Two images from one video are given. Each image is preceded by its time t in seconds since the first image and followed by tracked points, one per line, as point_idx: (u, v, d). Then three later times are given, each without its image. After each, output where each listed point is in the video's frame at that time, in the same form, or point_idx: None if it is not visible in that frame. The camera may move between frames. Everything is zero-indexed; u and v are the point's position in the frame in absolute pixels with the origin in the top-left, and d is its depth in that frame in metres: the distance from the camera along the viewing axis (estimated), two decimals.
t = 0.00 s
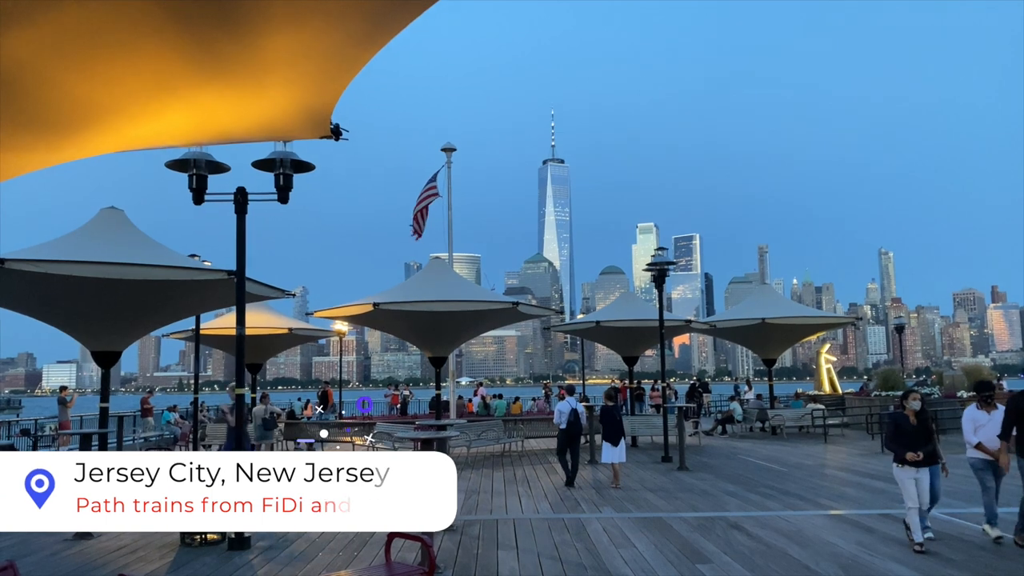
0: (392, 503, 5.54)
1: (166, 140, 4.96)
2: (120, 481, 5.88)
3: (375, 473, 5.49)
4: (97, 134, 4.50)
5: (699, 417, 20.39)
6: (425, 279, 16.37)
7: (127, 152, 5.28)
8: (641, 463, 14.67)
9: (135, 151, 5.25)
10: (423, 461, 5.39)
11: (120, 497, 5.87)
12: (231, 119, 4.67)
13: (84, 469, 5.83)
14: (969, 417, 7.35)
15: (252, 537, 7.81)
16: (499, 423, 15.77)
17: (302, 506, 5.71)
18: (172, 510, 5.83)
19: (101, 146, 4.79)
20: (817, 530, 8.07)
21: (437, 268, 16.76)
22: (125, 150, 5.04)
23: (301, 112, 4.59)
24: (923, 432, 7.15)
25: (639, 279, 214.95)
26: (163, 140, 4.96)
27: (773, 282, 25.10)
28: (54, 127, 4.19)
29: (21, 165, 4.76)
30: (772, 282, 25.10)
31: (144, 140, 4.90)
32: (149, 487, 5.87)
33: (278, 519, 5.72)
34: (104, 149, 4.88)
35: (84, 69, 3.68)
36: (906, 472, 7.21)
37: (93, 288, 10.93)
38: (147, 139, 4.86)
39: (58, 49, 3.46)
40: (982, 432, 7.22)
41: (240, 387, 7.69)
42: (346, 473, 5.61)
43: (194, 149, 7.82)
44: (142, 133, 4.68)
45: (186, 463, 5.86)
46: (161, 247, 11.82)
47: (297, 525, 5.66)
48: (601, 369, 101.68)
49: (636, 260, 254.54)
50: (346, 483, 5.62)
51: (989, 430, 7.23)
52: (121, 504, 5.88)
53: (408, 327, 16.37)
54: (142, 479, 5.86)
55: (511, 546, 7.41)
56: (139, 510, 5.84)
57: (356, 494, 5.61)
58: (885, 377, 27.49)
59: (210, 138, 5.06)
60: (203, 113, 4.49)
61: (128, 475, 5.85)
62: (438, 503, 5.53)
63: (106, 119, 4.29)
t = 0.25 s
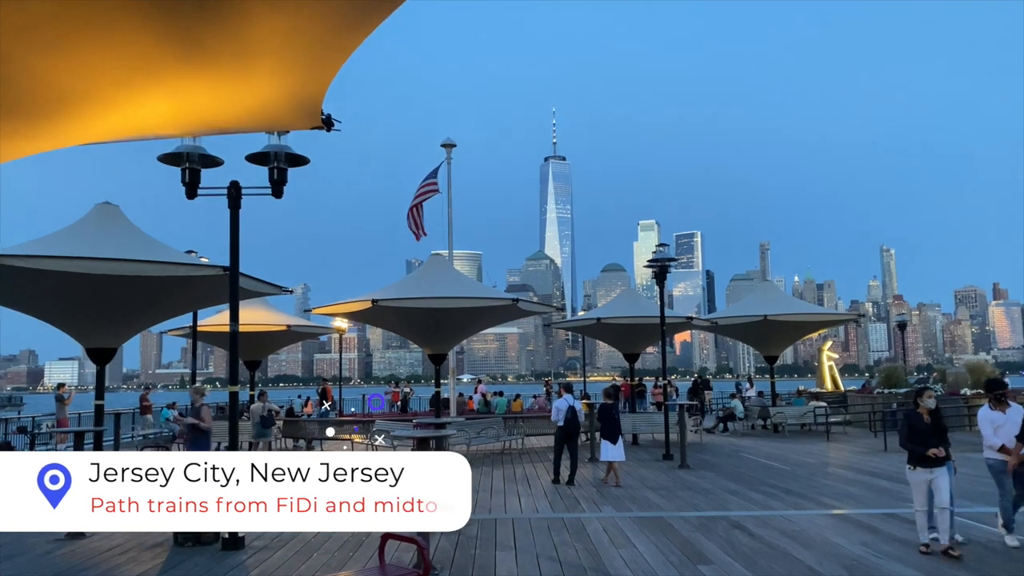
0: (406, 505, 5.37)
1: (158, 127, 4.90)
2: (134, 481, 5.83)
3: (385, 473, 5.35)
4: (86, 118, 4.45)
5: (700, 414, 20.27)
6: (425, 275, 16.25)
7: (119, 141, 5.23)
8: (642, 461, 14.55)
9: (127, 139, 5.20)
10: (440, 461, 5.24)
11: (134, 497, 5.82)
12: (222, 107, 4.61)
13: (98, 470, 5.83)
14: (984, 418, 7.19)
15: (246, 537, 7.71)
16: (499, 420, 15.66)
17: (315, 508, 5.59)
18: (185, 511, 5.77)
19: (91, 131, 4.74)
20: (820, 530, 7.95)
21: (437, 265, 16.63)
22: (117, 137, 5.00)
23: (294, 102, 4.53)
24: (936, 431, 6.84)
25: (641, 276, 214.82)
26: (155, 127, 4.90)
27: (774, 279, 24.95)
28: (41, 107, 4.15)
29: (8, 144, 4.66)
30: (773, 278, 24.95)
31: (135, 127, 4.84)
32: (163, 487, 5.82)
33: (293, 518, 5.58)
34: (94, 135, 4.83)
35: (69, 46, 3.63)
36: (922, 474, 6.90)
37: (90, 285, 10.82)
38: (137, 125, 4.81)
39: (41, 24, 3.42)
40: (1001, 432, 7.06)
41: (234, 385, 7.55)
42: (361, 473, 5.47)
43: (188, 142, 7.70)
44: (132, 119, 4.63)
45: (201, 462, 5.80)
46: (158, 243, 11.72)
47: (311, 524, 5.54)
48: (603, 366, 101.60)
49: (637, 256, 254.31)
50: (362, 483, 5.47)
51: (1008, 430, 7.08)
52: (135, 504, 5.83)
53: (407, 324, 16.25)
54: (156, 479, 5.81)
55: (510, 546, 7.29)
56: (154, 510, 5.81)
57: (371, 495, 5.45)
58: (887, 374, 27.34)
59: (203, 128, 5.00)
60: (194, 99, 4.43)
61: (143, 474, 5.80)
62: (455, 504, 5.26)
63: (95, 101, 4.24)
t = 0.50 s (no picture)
0: (412, 505, 5.27)
1: (148, 118, 4.81)
2: (140, 481, 5.67)
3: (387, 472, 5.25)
4: (72, 107, 4.36)
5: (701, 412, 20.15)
6: (424, 272, 16.14)
7: (108, 132, 5.13)
8: (643, 459, 14.44)
9: (117, 130, 5.10)
10: (445, 460, 5.15)
11: (141, 497, 5.65)
12: (212, 97, 4.51)
13: (105, 470, 5.68)
14: (1004, 414, 6.92)
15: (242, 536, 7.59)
16: (499, 418, 15.54)
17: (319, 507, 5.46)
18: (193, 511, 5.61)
19: (79, 121, 4.65)
20: (825, 530, 7.83)
21: (437, 261, 16.51)
22: (105, 127, 4.90)
23: (284, 92, 4.43)
24: (958, 434, 6.50)
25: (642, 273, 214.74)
26: (144, 117, 4.81)
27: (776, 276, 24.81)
28: (25, 96, 4.06)
29: None
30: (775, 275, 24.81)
31: (124, 117, 4.75)
32: (169, 487, 5.67)
33: (298, 519, 5.44)
34: (82, 124, 4.74)
35: (50, 35, 3.54)
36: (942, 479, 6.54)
37: (87, 280, 10.70)
38: (126, 116, 4.71)
39: (20, 11, 3.31)
40: None
41: (229, 382, 7.42)
42: (367, 473, 5.36)
43: (181, 135, 7.56)
44: (120, 110, 4.54)
45: (206, 462, 5.64)
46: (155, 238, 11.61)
47: (316, 526, 5.40)
48: (604, 363, 101.52)
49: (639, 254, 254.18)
50: (368, 484, 5.36)
51: None
52: (141, 504, 5.66)
53: (406, 320, 16.13)
54: (162, 479, 5.65)
55: (508, 546, 7.17)
56: (159, 511, 5.64)
57: (376, 496, 5.34)
58: (889, 371, 27.21)
59: (193, 118, 4.91)
60: (182, 89, 4.34)
61: (148, 474, 5.65)
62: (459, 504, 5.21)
63: (81, 90, 4.14)
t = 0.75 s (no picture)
0: (413, 506, 5.15)
1: (136, 104, 4.69)
2: (140, 481, 5.54)
3: (386, 472, 5.13)
4: (56, 91, 4.24)
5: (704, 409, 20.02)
6: (425, 268, 16.02)
7: (97, 119, 5.02)
8: (646, 456, 14.31)
9: (105, 117, 4.99)
10: (445, 461, 5.02)
11: (140, 498, 5.55)
12: (200, 83, 4.39)
13: (104, 470, 5.57)
14: None
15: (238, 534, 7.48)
16: (500, 415, 15.41)
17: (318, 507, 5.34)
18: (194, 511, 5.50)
19: (65, 106, 4.53)
20: (831, 529, 7.69)
21: (438, 258, 16.39)
22: (93, 113, 4.78)
23: (274, 80, 4.31)
24: (984, 432, 6.27)
25: (644, 271, 214.54)
26: (131, 104, 4.69)
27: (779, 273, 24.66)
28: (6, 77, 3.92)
29: None
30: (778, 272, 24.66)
31: (110, 103, 4.63)
32: (169, 487, 5.54)
33: (300, 519, 5.33)
34: (68, 110, 4.62)
35: (29, 15, 3.40)
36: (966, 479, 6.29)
37: (83, 275, 10.57)
38: (113, 102, 4.59)
39: None
40: None
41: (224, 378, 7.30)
42: (367, 473, 5.23)
43: (177, 126, 7.43)
44: (106, 95, 4.42)
45: (206, 462, 5.52)
46: (153, 233, 11.48)
47: (316, 525, 5.28)
48: (606, 361, 101.41)
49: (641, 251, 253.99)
50: (368, 484, 5.23)
51: None
52: (141, 504, 5.55)
53: (406, 316, 15.99)
54: (162, 479, 5.53)
55: (508, 545, 7.04)
56: (160, 511, 5.52)
57: (377, 496, 5.20)
58: (892, 369, 27.06)
59: (182, 104, 4.78)
60: (169, 74, 4.22)
61: (149, 474, 5.52)
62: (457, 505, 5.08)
63: (63, 74, 4.03)
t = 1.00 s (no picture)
0: (413, 506, 5.01)
1: (124, 90, 4.56)
2: (140, 481, 5.39)
3: (386, 472, 4.99)
4: (40, 75, 4.12)
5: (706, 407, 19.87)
6: (425, 264, 15.89)
7: (85, 107, 4.90)
8: (649, 455, 14.17)
9: (94, 104, 4.86)
10: (445, 461, 4.88)
11: (140, 497, 5.40)
12: (187, 68, 4.28)
13: (104, 470, 5.42)
14: None
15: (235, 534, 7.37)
16: (502, 413, 15.27)
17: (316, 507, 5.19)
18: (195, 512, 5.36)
19: (50, 91, 4.40)
20: (839, 530, 7.53)
21: (439, 254, 16.26)
22: (80, 100, 4.65)
23: (263, 66, 4.20)
24: (1013, 437, 6.02)
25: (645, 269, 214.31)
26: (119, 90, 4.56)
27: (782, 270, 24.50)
28: None
29: None
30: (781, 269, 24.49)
31: (97, 88, 4.50)
32: (169, 487, 5.39)
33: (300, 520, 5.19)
34: (54, 95, 4.49)
35: None
36: (993, 486, 5.98)
37: (80, 272, 10.44)
38: (100, 87, 4.46)
39: None
40: None
41: (220, 375, 7.17)
42: (367, 473, 5.09)
43: (173, 119, 7.28)
44: (92, 79, 4.29)
45: (206, 462, 5.37)
46: (151, 229, 11.36)
47: (316, 526, 5.14)
48: (607, 359, 101.24)
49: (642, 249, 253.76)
50: (368, 484, 5.09)
51: None
52: (141, 504, 5.40)
53: (406, 313, 15.85)
54: (162, 479, 5.37)
55: (510, 545, 6.91)
56: (160, 511, 5.37)
57: (377, 496, 5.07)
58: (896, 367, 26.90)
59: (172, 91, 4.66)
60: (154, 58, 4.10)
61: (149, 475, 5.38)
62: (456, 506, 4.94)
63: (45, 55, 3.90)
